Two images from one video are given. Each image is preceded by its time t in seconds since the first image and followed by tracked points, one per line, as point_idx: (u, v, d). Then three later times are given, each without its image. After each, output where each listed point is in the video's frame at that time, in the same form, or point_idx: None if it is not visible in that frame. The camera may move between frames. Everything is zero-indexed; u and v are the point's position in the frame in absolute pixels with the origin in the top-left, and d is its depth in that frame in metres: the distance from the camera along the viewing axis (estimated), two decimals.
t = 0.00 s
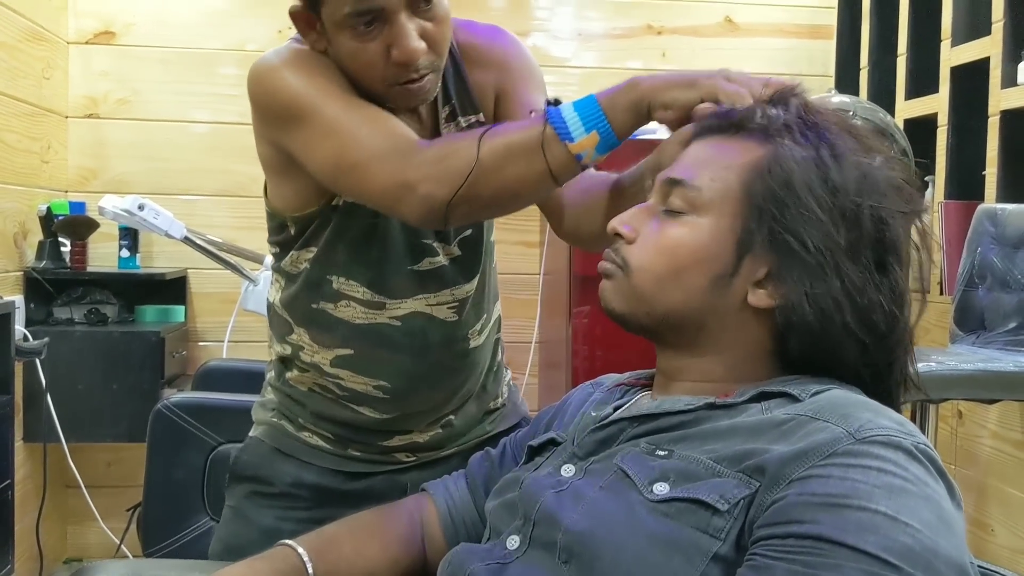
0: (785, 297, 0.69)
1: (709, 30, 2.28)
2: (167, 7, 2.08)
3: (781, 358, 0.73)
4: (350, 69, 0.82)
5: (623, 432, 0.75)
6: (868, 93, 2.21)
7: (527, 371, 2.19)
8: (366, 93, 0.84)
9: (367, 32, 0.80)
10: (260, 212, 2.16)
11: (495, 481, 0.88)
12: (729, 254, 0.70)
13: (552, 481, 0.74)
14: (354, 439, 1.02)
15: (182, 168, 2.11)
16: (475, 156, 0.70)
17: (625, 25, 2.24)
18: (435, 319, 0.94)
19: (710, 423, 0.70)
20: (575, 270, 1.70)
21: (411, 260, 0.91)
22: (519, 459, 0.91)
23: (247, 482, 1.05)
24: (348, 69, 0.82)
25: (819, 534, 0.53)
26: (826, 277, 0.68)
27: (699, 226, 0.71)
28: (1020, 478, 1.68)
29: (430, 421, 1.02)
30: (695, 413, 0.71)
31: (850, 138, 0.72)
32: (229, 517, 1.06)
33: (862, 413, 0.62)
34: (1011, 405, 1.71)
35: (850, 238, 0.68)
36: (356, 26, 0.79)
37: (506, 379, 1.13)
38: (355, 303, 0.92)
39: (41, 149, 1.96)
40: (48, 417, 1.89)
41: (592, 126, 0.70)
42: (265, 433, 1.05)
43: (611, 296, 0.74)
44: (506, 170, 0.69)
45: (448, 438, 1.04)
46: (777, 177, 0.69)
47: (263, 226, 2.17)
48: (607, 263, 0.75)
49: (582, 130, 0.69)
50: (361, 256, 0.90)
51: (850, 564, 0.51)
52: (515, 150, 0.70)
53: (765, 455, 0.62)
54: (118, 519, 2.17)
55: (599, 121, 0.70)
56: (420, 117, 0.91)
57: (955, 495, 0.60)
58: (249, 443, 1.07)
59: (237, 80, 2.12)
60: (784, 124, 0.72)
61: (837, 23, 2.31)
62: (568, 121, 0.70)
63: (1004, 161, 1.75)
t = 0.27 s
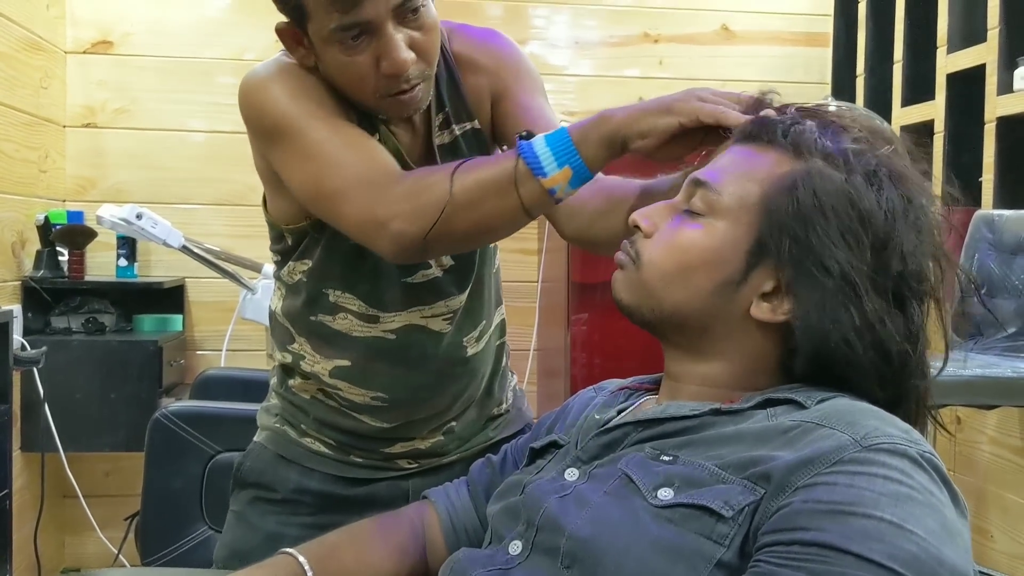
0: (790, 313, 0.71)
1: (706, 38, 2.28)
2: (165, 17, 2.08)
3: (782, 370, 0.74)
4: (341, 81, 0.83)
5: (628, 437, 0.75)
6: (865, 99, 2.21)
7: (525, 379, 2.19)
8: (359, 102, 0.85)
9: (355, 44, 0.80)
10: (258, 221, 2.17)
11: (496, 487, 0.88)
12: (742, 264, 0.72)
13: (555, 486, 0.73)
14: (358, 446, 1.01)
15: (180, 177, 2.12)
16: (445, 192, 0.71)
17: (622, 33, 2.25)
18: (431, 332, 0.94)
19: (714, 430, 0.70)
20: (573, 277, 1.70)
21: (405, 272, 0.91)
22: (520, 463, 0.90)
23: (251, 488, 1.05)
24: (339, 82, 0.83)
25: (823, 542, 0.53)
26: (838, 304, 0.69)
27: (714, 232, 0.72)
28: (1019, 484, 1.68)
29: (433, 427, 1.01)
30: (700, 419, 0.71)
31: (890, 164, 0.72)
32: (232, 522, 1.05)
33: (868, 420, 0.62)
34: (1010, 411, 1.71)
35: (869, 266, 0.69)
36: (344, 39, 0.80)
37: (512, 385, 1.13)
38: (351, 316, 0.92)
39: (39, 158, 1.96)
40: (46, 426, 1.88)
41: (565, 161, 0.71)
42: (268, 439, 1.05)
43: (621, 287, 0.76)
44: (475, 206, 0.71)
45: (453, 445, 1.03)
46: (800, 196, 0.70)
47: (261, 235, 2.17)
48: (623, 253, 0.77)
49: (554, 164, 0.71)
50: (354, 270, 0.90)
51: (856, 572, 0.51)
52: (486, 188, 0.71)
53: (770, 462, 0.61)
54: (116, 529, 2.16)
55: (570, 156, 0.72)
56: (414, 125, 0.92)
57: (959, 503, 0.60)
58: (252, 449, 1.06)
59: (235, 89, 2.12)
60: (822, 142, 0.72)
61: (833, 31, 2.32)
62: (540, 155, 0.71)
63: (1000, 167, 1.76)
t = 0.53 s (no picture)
0: (798, 322, 0.73)
1: (705, 39, 2.29)
2: (164, 17, 2.08)
3: (783, 372, 0.77)
4: (353, 78, 0.84)
5: (626, 434, 0.75)
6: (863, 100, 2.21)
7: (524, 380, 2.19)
8: (371, 100, 0.86)
9: (368, 43, 0.81)
10: (257, 222, 2.16)
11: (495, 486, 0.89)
12: (754, 267, 0.74)
13: (554, 484, 0.73)
14: (362, 446, 1.01)
15: (179, 178, 2.12)
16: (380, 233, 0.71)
17: (621, 34, 2.24)
18: (433, 334, 0.95)
19: (714, 428, 0.70)
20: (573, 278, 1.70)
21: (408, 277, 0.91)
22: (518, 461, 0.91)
23: (255, 487, 1.04)
24: (352, 79, 0.84)
25: (824, 541, 0.53)
26: (854, 321, 0.70)
27: (727, 235, 0.74)
28: (1018, 485, 1.68)
29: (438, 427, 1.01)
30: (700, 417, 0.71)
31: (914, 188, 0.73)
32: (236, 521, 1.05)
33: (869, 420, 0.62)
34: (1008, 412, 1.71)
35: (885, 285, 0.70)
36: (357, 39, 0.81)
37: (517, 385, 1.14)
38: (352, 324, 0.92)
39: (38, 159, 1.96)
40: (44, 427, 1.88)
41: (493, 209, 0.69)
42: (272, 438, 1.04)
43: (627, 275, 0.79)
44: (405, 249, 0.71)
45: (457, 444, 1.03)
46: (820, 212, 0.71)
47: (260, 236, 2.17)
48: (634, 244, 0.79)
49: (480, 210, 0.69)
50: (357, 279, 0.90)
51: (856, 571, 0.51)
52: (422, 229, 0.70)
53: (771, 460, 0.61)
54: (114, 530, 2.15)
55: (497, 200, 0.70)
56: (425, 124, 0.92)
57: (960, 504, 0.60)
58: (256, 448, 1.05)
59: (233, 89, 2.12)
60: (851, 160, 0.74)
61: (831, 32, 2.32)
62: (466, 201, 0.69)
63: (999, 168, 1.75)
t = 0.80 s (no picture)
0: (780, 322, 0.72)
1: (703, 41, 2.29)
2: (162, 18, 2.08)
3: (768, 369, 0.75)
4: (368, 71, 0.84)
5: (612, 433, 0.75)
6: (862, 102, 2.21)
7: (523, 381, 2.19)
8: (384, 96, 0.86)
9: (386, 36, 0.81)
10: (255, 223, 2.16)
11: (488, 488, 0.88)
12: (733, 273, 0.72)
13: (544, 484, 0.73)
14: (362, 447, 1.01)
15: (176, 179, 2.12)
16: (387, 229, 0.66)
17: (620, 36, 2.24)
18: (442, 333, 0.94)
19: (698, 424, 0.70)
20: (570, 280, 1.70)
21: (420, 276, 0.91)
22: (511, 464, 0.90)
23: (253, 490, 1.04)
24: (367, 73, 0.84)
25: (810, 536, 0.53)
26: (833, 317, 0.71)
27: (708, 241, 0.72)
28: (1016, 487, 1.68)
29: (439, 427, 1.01)
30: (684, 414, 0.71)
31: (880, 181, 0.73)
32: (234, 524, 1.04)
33: (852, 415, 0.62)
34: (1006, 414, 1.71)
35: (858, 281, 0.71)
36: (376, 31, 0.81)
37: (512, 386, 1.14)
38: (365, 320, 0.91)
39: (36, 160, 1.96)
40: (41, 428, 1.88)
41: (480, 275, 0.62)
42: (271, 440, 1.04)
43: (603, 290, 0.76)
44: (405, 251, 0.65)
45: (456, 444, 1.03)
46: (796, 213, 0.71)
47: (257, 237, 2.17)
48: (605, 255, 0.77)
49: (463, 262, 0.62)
50: (371, 277, 0.89)
51: (843, 566, 0.51)
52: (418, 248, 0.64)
53: (753, 454, 0.61)
54: (111, 532, 2.15)
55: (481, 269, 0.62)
56: (436, 124, 0.92)
57: (945, 498, 0.60)
58: (255, 450, 1.05)
59: (231, 90, 2.12)
60: (818, 156, 0.73)
61: (830, 34, 2.32)
62: (454, 249, 0.63)
63: (997, 170, 1.75)
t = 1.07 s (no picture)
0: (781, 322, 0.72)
1: (703, 41, 2.29)
2: (161, 18, 2.08)
3: (766, 369, 0.76)
4: (375, 65, 0.83)
5: (612, 435, 0.74)
6: (861, 103, 2.21)
7: (522, 382, 2.19)
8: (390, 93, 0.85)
9: (397, 32, 0.81)
10: (254, 223, 2.16)
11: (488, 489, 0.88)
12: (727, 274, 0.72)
13: (543, 485, 0.73)
14: (364, 447, 1.00)
15: (176, 180, 2.11)
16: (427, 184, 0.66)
17: (619, 37, 2.24)
18: (446, 328, 0.94)
19: (697, 425, 0.69)
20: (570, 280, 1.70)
21: (424, 271, 0.91)
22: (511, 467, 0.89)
23: (254, 491, 1.03)
24: (373, 69, 0.83)
25: (810, 538, 0.53)
26: (828, 317, 0.71)
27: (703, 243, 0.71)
28: (1015, 488, 1.68)
29: (441, 426, 1.01)
30: (684, 415, 0.71)
31: (874, 178, 0.73)
32: (234, 526, 1.04)
33: (851, 417, 0.62)
34: (1006, 415, 1.71)
35: (855, 281, 0.71)
36: (387, 25, 0.80)
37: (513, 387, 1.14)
38: (370, 315, 0.91)
39: (35, 160, 1.96)
40: (40, 429, 1.88)
41: (527, 219, 0.63)
42: (272, 442, 1.03)
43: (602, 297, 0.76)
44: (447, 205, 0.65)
45: (457, 444, 1.03)
46: (790, 213, 0.70)
47: (256, 238, 2.17)
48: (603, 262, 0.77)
49: (514, 217, 0.63)
50: (378, 272, 0.89)
51: (843, 568, 0.51)
52: (464, 196, 0.65)
53: (752, 456, 0.61)
54: (110, 532, 2.15)
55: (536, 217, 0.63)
56: (442, 121, 0.91)
57: (945, 499, 0.59)
58: (256, 452, 1.04)
59: (231, 90, 2.12)
60: (809, 156, 0.73)
61: (830, 35, 2.32)
62: (504, 197, 0.63)
63: (997, 171, 1.75)
